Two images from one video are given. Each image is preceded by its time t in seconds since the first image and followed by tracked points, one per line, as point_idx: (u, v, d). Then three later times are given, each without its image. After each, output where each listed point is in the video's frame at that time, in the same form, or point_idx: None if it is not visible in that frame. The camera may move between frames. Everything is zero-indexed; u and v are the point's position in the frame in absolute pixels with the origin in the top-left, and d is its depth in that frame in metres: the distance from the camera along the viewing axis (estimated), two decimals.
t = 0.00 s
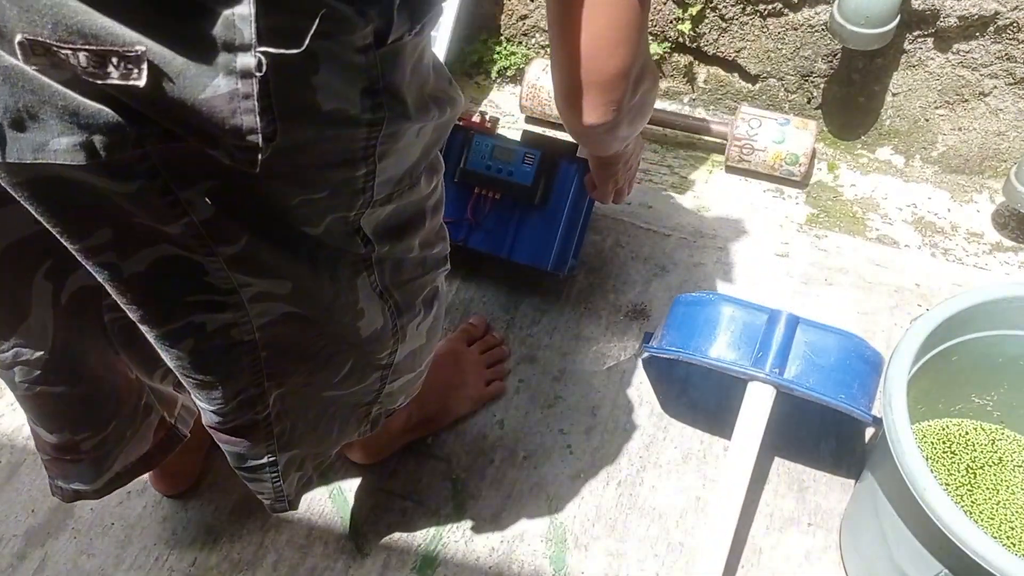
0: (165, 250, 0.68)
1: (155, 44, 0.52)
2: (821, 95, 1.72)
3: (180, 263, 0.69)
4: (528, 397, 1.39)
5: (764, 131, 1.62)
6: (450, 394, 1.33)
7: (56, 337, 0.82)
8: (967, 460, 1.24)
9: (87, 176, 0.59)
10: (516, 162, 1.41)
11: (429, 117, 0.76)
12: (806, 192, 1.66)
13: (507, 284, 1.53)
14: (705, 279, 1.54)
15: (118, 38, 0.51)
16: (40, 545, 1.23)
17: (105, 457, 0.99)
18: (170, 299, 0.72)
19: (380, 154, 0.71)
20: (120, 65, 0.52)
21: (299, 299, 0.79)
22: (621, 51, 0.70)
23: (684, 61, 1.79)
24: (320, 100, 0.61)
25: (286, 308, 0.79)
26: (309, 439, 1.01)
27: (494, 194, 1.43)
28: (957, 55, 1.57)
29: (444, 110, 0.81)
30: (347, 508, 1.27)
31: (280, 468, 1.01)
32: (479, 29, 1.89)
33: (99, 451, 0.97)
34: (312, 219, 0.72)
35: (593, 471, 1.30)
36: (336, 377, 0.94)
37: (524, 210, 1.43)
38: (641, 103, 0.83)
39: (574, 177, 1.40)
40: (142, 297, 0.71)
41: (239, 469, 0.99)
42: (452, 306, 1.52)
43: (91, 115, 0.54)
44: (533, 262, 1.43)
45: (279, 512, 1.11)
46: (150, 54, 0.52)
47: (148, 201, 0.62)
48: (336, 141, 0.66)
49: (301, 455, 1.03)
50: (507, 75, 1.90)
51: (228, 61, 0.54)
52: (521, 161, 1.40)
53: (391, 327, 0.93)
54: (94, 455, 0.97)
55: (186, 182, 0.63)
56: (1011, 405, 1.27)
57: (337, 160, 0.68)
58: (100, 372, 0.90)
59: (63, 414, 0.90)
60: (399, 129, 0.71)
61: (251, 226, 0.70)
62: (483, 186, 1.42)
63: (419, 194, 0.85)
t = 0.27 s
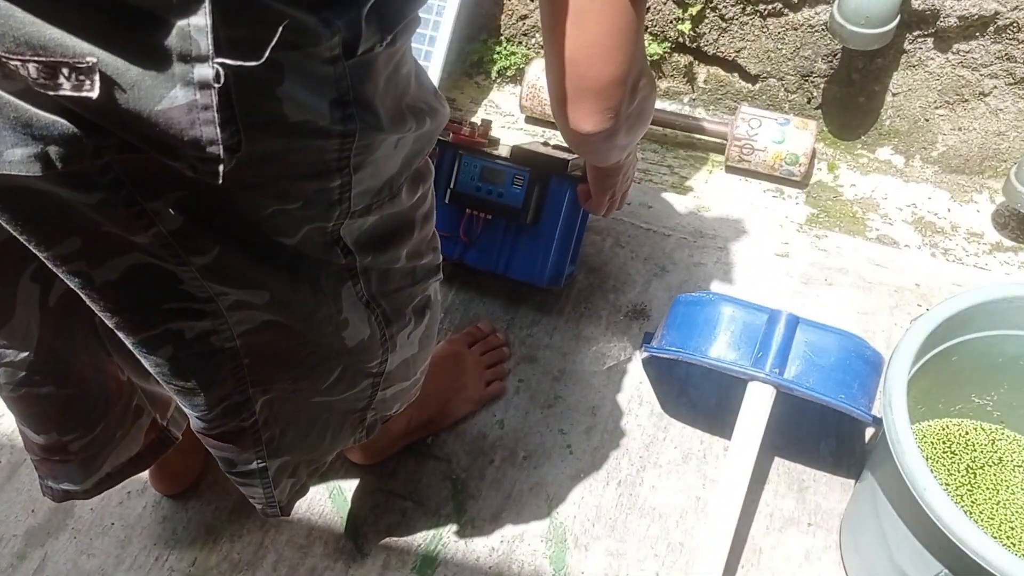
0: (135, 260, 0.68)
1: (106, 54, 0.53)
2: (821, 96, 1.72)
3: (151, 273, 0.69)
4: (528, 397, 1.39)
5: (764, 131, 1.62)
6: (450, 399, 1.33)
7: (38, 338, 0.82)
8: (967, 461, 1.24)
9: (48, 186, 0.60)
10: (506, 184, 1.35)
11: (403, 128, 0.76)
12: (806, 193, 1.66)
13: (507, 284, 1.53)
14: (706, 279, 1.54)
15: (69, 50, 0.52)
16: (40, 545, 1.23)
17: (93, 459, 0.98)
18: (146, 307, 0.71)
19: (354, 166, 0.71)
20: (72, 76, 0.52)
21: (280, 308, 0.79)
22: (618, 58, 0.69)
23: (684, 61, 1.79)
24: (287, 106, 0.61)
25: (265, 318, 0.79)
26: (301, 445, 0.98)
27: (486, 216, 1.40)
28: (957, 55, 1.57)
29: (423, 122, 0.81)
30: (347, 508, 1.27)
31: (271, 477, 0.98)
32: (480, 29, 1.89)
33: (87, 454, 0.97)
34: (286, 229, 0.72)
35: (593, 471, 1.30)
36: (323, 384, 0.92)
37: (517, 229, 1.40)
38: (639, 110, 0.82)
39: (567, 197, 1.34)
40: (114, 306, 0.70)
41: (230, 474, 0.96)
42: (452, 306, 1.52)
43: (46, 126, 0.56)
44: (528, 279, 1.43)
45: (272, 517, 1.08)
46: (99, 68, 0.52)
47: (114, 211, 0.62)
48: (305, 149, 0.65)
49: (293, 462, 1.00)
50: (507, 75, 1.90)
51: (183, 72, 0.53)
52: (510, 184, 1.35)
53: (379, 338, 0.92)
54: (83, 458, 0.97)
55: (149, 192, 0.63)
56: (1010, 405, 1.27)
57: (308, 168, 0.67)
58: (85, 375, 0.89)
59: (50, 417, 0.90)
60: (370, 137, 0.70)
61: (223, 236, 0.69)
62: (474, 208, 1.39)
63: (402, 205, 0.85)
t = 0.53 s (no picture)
0: (117, 264, 0.68)
1: (75, 63, 0.52)
2: (821, 96, 1.72)
3: (134, 278, 0.70)
4: (528, 397, 1.39)
5: (764, 131, 1.63)
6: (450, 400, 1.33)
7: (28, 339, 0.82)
8: (967, 461, 1.24)
9: (23, 193, 0.59)
10: (505, 188, 1.35)
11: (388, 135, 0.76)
12: (806, 193, 1.66)
13: (507, 284, 1.53)
14: (706, 279, 1.54)
15: (35, 59, 0.52)
16: (40, 545, 1.23)
17: (84, 459, 0.98)
18: (129, 311, 0.72)
19: (338, 172, 0.71)
20: (39, 86, 0.52)
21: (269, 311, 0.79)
22: (603, 65, 0.69)
23: (684, 61, 1.79)
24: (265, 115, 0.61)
25: (253, 321, 0.79)
26: (295, 445, 0.98)
27: (484, 219, 1.39)
28: (957, 55, 1.57)
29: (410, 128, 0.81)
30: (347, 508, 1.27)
31: (263, 480, 0.99)
32: (480, 29, 1.89)
33: (77, 454, 0.97)
34: (270, 235, 0.72)
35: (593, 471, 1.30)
36: (316, 385, 0.92)
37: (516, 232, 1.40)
38: (628, 117, 0.82)
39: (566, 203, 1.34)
40: (98, 309, 0.71)
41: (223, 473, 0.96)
42: (452, 306, 1.52)
43: (17, 134, 0.55)
44: (528, 281, 1.44)
45: (266, 516, 1.08)
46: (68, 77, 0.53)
47: (92, 218, 0.63)
48: (286, 157, 0.65)
49: (288, 461, 1.00)
50: (507, 75, 1.90)
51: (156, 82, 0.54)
52: (509, 188, 1.34)
53: (371, 341, 0.91)
54: (73, 458, 0.97)
55: (129, 198, 0.64)
56: (1010, 405, 1.27)
57: (291, 175, 0.67)
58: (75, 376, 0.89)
59: (39, 417, 0.90)
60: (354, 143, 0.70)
61: (207, 241, 0.70)
62: (473, 212, 1.38)
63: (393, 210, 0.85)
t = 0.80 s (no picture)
0: (121, 264, 0.68)
1: (81, 65, 0.52)
2: (821, 96, 1.72)
3: (139, 278, 0.69)
4: (528, 397, 1.39)
5: (764, 131, 1.63)
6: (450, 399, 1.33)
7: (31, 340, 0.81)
8: (967, 461, 1.24)
9: (29, 194, 0.59)
10: (513, 169, 1.37)
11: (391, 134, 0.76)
12: (806, 193, 1.66)
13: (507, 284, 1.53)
14: (706, 279, 1.54)
15: (42, 61, 0.52)
16: (40, 545, 1.23)
17: (86, 458, 0.98)
18: (134, 312, 0.71)
19: (341, 171, 0.71)
20: (46, 88, 0.52)
21: (272, 311, 0.79)
22: (600, 70, 0.69)
23: (684, 61, 1.79)
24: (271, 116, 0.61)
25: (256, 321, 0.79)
26: (297, 445, 0.98)
27: (491, 201, 1.40)
28: (957, 55, 1.57)
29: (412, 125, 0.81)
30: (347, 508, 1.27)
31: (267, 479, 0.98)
32: (479, 29, 1.89)
33: (79, 453, 0.97)
34: (275, 235, 0.72)
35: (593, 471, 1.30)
36: (319, 384, 0.92)
37: (521, 216, 1.40)
38: (625, 119, 0.82)
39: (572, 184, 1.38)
40: (102, 310, 0.71)
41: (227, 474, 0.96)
42: (451, 306, 1.52)
43: (23, 136, 0.55)
44: (532, 267, 1.42)
45: (268, 516, 1.07)
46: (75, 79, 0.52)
47: (98, 218, 0.63)
48: (291, 156, 0.66)
49: (291, 461, 1.00)
50: (507, 75, 1.90)
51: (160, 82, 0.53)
52: (517, 169, 1.37)
53: (373, 339, 0.92)
54: (75, 458, 0.97)
55: (133, 199, 0.64)
56: (1010, 405, 1.27)
57: (296, 175, 0.68)
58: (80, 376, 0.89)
59: (42, 417, 0.90)
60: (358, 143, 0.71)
61: (211, 242, 0.70)
62: (480, 193, 1.39)
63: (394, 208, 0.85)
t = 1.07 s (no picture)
0: (143, 261, 0.68)
1: (116, 66, 0.52)
2: (821, 96, 1.72)
3: (161, 275, 0.69)
4: (528, 397, 1.39)
5: (764, 131, 1.63)
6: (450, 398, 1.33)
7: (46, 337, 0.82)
8: (967, 461, 1.24)
9: (60, 191, 0.59)
10: (536, 131, 1.41)
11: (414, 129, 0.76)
12: (806, 193, 1.66)
13: (507, 284, 1.53)
14: (706, 279, 1.54)
15: (79, 61, 0.52)
16: (40, 545, 1.23)
17: (98, 456, 0.98)
18: (154, 308, 0.71)
19: (363, 168, 0.71)
20: (81, 87, 0.52)
21: (291, 307, 0.79)
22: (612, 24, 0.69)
23: (684, 61, 1.79)
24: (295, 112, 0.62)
25: (276, 316, 0.79)
26: (307, 444, 0.98)
27: (512, 161, 1.41)
28: (957, 55, 1.57)
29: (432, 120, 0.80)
30: (348, 508, 1.27)
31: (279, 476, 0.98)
32: (479, 29, 1.89)
33: (91, 451, 0.97)
34: (296, 230, 0.72)
35: (593, 471, 1.30)
36: (332, 381, 0.92)
37: (540, 180, 1.41)
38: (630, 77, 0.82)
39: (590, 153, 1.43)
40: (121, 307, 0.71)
41: (238, 473, 0.97)
42: (452, 306, 1.52)
43: (56, 134, 0.55)
44: (548, 227, 1.39)
45: (279, 515, 1.08)
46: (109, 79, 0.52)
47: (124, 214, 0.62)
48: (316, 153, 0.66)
49: (301, 460, 1.00)
50: (507, 75, 1.90)
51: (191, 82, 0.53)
52: (540, 131, 1.40)
53: (387, 331, 0.91)
54: (87, 455, 0.97)
55: (159, 196, 0.64)
56: (1010, 405, 1.27)
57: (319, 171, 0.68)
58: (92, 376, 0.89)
59: (55, 414, 0.90)
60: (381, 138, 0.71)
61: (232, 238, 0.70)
62: (502, 150, 1.40)
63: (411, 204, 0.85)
